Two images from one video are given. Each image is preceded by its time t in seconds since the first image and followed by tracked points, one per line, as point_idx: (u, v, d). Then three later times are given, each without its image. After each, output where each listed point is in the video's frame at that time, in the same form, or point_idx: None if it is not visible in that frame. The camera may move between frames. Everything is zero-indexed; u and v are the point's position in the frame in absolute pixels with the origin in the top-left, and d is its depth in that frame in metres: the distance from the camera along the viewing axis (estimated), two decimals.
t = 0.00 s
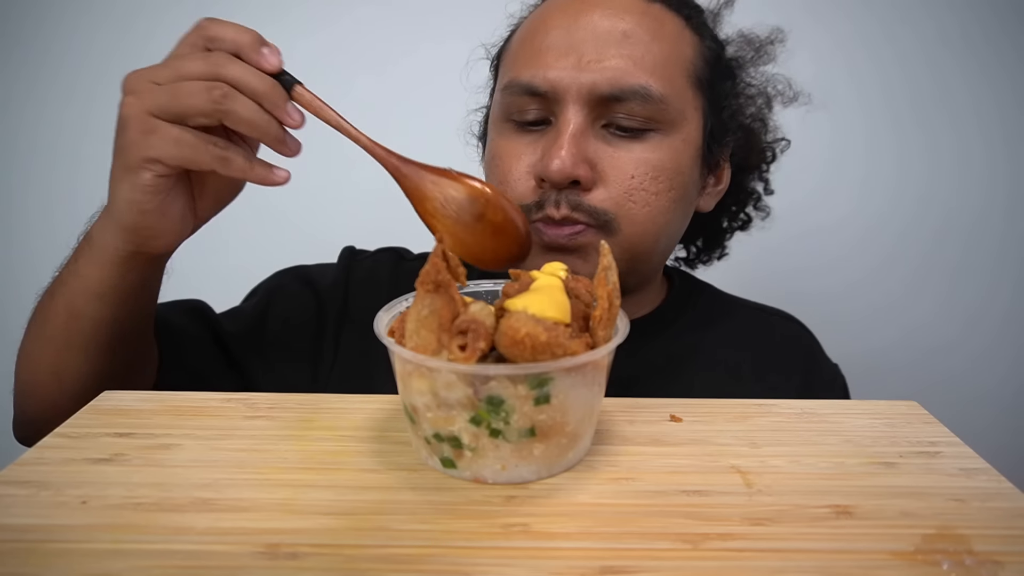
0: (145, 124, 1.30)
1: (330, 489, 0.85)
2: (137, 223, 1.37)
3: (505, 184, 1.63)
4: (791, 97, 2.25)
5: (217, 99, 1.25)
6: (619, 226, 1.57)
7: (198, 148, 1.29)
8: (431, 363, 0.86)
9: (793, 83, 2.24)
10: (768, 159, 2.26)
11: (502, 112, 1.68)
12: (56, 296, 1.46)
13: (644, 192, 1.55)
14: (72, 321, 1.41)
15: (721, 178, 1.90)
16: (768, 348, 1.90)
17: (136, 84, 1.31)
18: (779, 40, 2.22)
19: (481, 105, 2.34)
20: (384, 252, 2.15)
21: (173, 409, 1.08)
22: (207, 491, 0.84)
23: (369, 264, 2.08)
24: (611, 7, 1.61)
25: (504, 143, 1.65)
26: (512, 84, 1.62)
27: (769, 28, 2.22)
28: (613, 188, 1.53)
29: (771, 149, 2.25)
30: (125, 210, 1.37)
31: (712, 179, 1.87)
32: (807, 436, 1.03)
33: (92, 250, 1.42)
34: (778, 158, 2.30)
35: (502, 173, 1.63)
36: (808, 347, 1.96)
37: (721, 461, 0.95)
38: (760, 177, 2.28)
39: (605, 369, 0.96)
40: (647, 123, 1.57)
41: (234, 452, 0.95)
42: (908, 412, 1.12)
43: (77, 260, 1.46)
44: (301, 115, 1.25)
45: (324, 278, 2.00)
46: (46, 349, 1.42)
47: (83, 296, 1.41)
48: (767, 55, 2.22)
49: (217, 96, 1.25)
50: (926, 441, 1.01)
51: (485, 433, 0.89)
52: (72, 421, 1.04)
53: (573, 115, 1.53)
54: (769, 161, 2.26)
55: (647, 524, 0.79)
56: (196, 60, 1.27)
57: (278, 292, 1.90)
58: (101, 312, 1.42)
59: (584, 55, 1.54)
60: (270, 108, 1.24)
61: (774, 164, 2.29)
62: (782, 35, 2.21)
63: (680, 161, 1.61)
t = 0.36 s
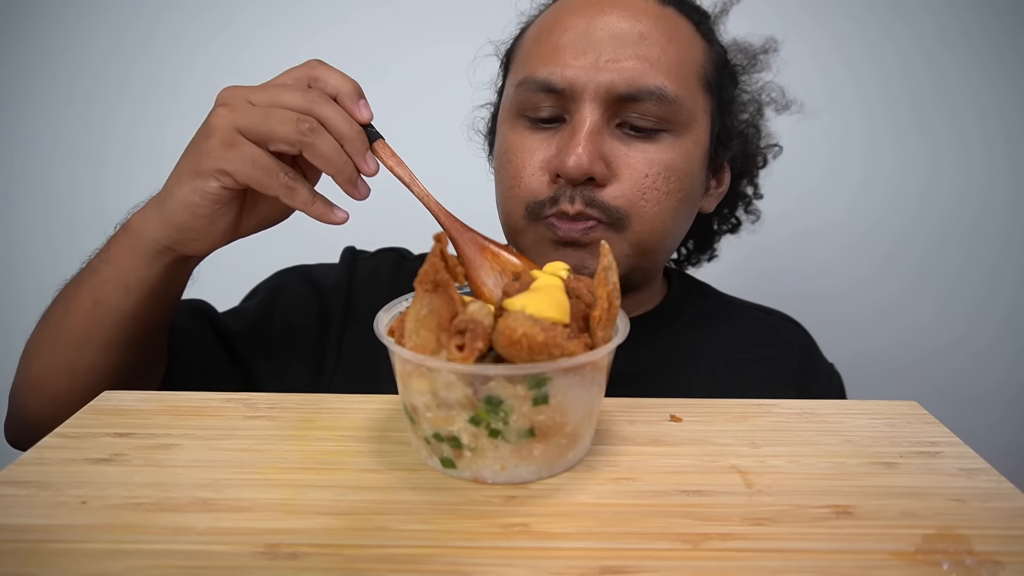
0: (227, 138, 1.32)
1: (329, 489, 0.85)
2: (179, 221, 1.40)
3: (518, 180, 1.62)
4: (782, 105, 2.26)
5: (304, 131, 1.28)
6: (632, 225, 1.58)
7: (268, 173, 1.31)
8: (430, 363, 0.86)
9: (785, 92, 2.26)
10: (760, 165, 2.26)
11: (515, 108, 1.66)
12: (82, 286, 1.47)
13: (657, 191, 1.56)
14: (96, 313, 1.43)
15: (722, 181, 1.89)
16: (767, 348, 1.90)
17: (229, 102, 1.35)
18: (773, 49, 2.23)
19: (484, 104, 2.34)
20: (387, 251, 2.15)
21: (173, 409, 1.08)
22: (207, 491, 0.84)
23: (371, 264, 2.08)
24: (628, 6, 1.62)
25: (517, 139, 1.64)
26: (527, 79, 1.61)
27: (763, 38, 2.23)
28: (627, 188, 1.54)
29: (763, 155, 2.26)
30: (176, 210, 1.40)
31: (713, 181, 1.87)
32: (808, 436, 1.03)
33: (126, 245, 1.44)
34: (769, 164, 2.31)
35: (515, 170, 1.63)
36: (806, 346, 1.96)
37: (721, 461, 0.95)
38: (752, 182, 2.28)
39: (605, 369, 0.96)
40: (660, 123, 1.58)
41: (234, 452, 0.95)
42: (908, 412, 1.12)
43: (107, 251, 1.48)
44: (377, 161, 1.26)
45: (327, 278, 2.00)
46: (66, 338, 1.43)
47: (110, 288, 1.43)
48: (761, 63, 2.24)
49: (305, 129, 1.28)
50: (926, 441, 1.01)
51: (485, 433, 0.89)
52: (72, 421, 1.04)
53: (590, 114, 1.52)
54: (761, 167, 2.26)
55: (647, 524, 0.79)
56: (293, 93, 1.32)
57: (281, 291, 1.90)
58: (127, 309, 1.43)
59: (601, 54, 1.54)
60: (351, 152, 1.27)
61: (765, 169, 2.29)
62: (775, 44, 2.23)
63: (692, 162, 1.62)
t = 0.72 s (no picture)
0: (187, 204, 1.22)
1: (330, 489, 0.86)
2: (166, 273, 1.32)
3: (523, 182, 1.62)
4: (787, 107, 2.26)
5: (272, 194, 1.18)
6: (639, 230, 1.57)
7: (248, 231, 1.25)
8: (435, 360, 0.85)
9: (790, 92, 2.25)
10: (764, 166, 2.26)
11: (521, 110, 1.67)
12: (76, 310, 1.43)
13: (664, 195, 1.55)
14: (94, 342, 1.39)
15: (726, 185, 1.89)
16: (768, 349, 1.90)
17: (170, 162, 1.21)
18: (777, 50, 2.23)
19: (486, 103, 2.34)
20: (390, 251, 2.15)
21: (173, 409, 1.08)
22: (207, 491, 0.84)
23: (375, 263, 2.08)
24: (636, 10, 1.62)
25: (523, 141, 1.64)
26: (534, 82, 1.61)
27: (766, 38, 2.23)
28: (634, 192, 1.54)
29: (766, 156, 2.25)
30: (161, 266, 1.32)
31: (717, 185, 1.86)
32: (808, 436, 1.03)
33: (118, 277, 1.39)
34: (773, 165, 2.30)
35: (520, 172, 1.63)
36: (807, 348, 1.96)
37: (721, 461, 0.95)
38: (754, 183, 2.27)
39: (605, 368, 0.96)
40: (667, 128, 1.58)
41: (234, 452, 0.95)
42: (908, 412, 1.12)
43: (99, 278, 1.43)
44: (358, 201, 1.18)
45: (332, 277, 1.99)
46: (64, 365, 1.40)
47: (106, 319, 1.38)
48: (766, 63, 2.23)
49: (273, 191, 1.18)
50: (926, 441, 1.01)
51: (485, 432, 0.89)
52: (72, 421, 1.04)
53: (597, 118, 1.52)
54: (764, 168, 2.26)
55: (647, 524, 0.79)
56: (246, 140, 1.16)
57: (287, 288, 1.90)
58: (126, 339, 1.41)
59: (609, 57, 1.54)
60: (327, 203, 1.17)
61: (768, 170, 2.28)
62: (779, 45, 2.23)
63: (699, 167, 1.62)
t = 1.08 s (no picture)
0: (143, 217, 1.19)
1: (330, 489, 0.85)
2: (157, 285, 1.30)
3: (519, 178, 1.62)
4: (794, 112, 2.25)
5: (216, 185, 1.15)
6: (635, 228, 1.57)
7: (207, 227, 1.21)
8: (431, 362, 0.86)
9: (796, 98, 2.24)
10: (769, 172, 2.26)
11: (519, 106, 1.67)
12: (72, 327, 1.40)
13: (661, 194, 1.55)
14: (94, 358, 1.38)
15: (728, 189, 1.90)
16: (768, 350, 1.90)
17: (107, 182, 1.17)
18: (785, 55, 2.22)
19: (488, 103, 2.33)
20: (389, 252, 2.14)
21: (173, 409, 1.08)
22: (207, 491, 0.84)
23: (373, 265, 2.08)
24: (637, 9, 1.62)
25: (519, 138, 1.65)
26: (531, 79, 1.61)
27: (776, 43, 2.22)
28: (630, 189, 1.54)
29: (772, 162, 2.25)
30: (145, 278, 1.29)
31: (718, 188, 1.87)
32: (808, 436, 1.03)
33: (112, 292, 1.35)
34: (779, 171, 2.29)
35: (516, 168, 1.63)
36: (808, 349, 1.96)
37: (721, 461, 0.95)
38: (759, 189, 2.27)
39: (606, 370, 0.96)
40: (665, 127, 1.57)
41: (234, 452, 0.95)
42: (908, 412, 1.12)
43: (91, 293, 1.39)
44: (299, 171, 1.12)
45: (330, 279, 1.98)
46: (67, 383, 1.40)
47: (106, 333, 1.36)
48: (773, 69, 2.23)
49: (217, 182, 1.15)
50: (926, 441, 1.01)
51: (486, 434, 0.88)
52: (72, 421, 1.04)
53: (593, 115, 1.52)
54: (769, 174, 2.26)
55: (647, 524, 0.79)
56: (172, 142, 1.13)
57: (286, 292, 1.90)
58: (128, 352, 1.40)
59: (607, 55, 1.53)
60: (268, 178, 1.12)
61: (774, 175, 2.28)
62: (788, 50, 2.22)
63: (696, 167, 1.62)
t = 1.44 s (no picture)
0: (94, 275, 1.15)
1: (330, 489, 0.86)
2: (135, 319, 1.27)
3: (514, 176, 1.63)
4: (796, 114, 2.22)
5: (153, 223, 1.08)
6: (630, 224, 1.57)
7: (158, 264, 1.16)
8: (431, 363, 0.86)
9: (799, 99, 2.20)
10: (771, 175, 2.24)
11: (514, 104, 1.68)
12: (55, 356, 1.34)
13: (656, 190, 1.55)
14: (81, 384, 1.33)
15: (727, 187, 1.90)
16: (767, 350, 1.90)
17: (42, 251, 1.11)
18: (787, 56, 2.18)
19: (487, 103, 2.33)
20: (384, 255, 2.14)
21: (173, 409, 1.08)
22: (207, 491, 0.84)
23: (369, 267, 2.07)
24: (630, 6, 1.61)
25: (514, 135, 1.65)
26: (526, 76, 1.62)
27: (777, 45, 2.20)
28: (626, 185, 1.54)
29: (773, 165, 2.24)
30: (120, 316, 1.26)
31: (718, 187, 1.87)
32: (808, 436, 1.03)
33: (91, 320, 1.31)
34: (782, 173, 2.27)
35: (511, 165, 1.64)
36: (808, 348, 1.96)
37: (721, 461, 0.95)
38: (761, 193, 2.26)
39: (605, 370, 0.96)
40: (660, 123, 1.57)
41: (235, 452, 0.95)
42: (908, 412, 1.12)
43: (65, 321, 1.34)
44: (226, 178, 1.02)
45: (325, 284, 1.98)
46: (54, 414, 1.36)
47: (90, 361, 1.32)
48: (774, 71, 2.20)
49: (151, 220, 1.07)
50: (926, 441, 1.01)
51: (485, 434, 0.89)
52: (72, 421, 1.04)
53: (587, 111, 1.53)
54: (771, 177, 2.25)
55: (647, 524, 0.79)
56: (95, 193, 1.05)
57: (281, 296, 1.89)
58: (117, 375, 1.36)
59: (601, 51, 1.53)
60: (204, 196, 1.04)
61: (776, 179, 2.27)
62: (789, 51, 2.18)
63: (693, 163, 1.62)
